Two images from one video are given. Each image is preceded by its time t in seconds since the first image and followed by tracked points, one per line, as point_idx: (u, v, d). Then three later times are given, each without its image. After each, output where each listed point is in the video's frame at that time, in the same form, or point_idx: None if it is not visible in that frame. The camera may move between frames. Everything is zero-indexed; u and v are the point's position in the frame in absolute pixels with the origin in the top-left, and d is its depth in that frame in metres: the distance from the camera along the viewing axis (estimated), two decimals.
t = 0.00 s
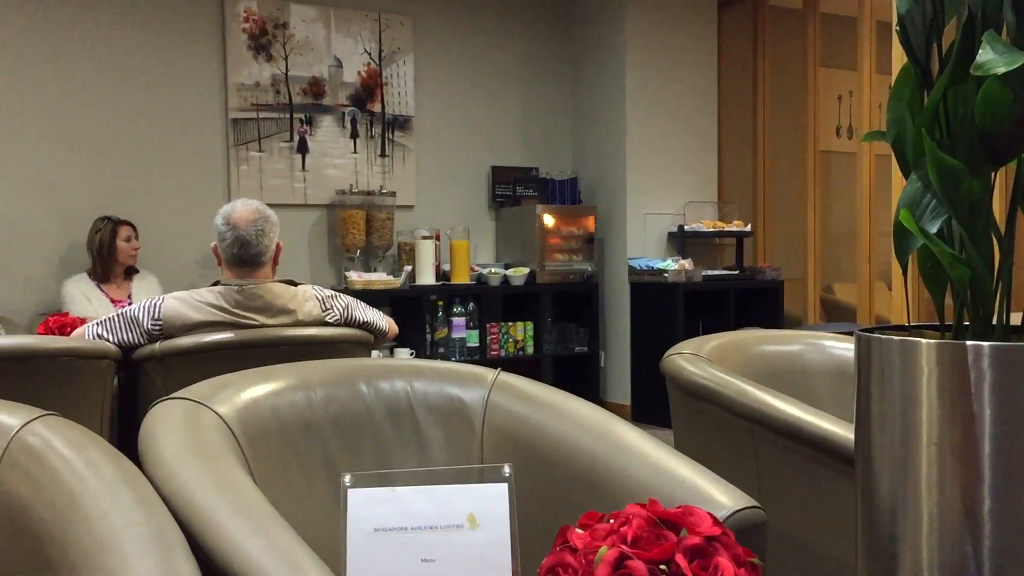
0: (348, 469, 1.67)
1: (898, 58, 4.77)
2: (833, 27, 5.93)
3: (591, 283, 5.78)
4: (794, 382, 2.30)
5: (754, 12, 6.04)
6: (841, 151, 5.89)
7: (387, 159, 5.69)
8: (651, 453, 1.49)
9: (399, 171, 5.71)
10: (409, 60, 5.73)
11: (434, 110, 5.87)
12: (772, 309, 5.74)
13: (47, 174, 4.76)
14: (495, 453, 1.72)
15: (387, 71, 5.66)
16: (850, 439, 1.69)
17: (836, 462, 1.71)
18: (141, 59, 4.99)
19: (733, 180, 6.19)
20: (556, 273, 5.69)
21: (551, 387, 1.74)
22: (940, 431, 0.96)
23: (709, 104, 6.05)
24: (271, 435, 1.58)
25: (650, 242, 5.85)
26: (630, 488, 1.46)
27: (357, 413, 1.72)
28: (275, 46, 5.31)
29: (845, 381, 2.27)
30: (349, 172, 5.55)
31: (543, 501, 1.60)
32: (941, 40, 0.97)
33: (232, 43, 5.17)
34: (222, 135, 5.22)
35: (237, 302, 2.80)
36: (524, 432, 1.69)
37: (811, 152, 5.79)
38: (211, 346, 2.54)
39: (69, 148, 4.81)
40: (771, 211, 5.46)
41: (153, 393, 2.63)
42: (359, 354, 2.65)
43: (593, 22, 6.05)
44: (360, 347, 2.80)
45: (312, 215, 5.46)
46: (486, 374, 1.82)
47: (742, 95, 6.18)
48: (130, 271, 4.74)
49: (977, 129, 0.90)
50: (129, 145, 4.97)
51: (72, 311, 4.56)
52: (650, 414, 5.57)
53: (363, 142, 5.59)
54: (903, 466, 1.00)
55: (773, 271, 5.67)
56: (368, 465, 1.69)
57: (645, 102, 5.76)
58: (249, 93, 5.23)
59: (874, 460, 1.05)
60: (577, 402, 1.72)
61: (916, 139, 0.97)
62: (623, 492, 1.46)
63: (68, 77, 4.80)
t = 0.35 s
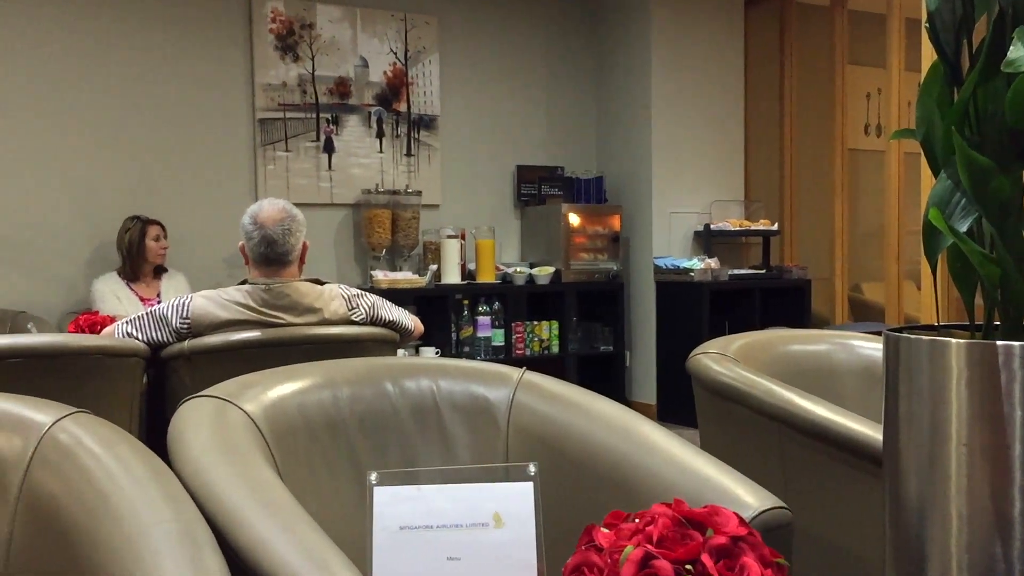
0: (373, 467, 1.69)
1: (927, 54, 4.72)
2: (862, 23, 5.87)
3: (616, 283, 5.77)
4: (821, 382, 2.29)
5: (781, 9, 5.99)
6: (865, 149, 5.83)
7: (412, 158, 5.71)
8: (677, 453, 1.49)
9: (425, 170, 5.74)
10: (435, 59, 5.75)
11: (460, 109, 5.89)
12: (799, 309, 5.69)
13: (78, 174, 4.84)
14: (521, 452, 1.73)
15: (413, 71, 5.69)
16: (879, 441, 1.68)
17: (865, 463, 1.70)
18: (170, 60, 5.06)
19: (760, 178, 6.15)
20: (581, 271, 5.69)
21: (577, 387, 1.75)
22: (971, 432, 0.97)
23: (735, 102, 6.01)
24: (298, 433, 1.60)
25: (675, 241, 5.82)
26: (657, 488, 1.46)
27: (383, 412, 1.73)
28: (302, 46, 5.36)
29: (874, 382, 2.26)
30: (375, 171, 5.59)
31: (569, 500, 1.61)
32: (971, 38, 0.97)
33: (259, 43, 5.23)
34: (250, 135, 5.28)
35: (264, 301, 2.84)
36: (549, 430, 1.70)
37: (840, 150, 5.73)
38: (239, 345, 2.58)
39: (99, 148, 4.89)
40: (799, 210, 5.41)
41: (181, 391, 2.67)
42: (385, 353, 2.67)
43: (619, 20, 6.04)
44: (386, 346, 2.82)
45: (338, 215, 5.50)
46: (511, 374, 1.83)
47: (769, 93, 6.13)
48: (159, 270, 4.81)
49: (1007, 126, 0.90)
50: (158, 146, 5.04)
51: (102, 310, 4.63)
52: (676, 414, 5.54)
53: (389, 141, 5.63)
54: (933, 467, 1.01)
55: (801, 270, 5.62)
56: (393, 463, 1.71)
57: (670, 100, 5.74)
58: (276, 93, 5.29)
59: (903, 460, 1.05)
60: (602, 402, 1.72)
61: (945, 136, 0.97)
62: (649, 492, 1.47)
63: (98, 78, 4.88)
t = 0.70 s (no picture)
0: (401, 464, 1.71)
1: (961, 51, 4.65)
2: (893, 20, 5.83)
3: (644, 281, 5.75)
4: (851, 382, 2.26)
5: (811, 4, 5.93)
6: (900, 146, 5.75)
7: (439, 156, 5.74)
8: (705, 451, 1.49)
9: (451, 170, 5.77)
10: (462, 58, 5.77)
11: (487, 108, 5.90)
12: (828, 308, 5.64)
13: (111, 174, 4.92)
14: (547, 450, 1.74)
15: (441, 69, 5.71)
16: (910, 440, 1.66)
17: (895, 463, 1.69)
18: (201, 61, 5.12)
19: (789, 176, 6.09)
20: (606, 271, 5.69)
21: (604, 385, 1.75)
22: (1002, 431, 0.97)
23: (765, 99, 5.96)
24: (327, 430, 1.62)
25: (703, 239, 5.78)
26: (684, 487, 1.46)
27: (411, 410, 1.75)
28: (330, 45, 5.40)
29: (904, 381, 2.23)
30: (402, 170, 5.62)
31: (595, 498, 1.62)
32: (1005, 33, 0.95)
33: (289, 43, 5.28)
34: (279, 134, 5.33)
35: (293, 299, 2.87)
36: (575, 429, 1.70)
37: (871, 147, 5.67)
38: (268, 343, 2.61)
39: (131, 149, 4.97)
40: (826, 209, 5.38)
41: (212, 389, 2.71)
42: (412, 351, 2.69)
43: (647, 17, 6.01)
44: (413, 344, 2.85)
45: (366, 213, 5.55)
46: (538, 372, 1.84)
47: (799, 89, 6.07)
48: (189, 269, 4.88)
49: None
50: (189, 146, 5.11)
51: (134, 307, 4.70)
52: (705, 413, 5.51)
53: (416, 141, 5.66)
54: (963, 469, 1.01)
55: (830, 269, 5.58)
56: (420, 461, 1.73)
57: (699, 97, 5.70)
58: (304, 92, 5.33)
59: (935, 461, 1.05)
60: (629, 401, 1.72)
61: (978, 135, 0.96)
62: (677, 492, 1.47)
63: (131, 80, 4.96)
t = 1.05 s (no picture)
0: (431, 462, 1.72)
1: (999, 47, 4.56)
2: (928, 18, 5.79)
3: (674, 281, 5.73)
4: (886, 384, 2.23)
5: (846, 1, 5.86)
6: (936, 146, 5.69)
7: (470, 156, 5.76)
8: (736, 452, 1.49)
9: (482, 169, 5.79)
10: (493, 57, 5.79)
11: (517, 107, 5.92)
12: (862, 309, 5.57)
13: (147, 174, 5.02)
14: (577, 450, 1.74)
15: (472, 69, 5.74)
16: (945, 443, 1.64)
17: (930, 465, 1.67)
18: (236, 62, 5.20)
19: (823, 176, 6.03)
20: (637, 270, 5.68)
21: (635, 385, 1.75)
22: None
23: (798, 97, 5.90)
24: (357, 427, 1.64)
25: (734, 239, 5.74)
26: (715, 487, 1.46)
27: (441, 409, 1.77)
28: (362, 45, 5.45)
29: (940, 383, 2.20)
30: (433, 169, 5.66)
31: (625, 498, 1.63)
32: None
33: (322, 44, 5.34)
34: (312, 134, 5.39)
35: (324, 298, 2.91)
36: (605, 429, 1.71)
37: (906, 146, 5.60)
38: (299, 341, 2.65)
39: (167, 149, 5.05)
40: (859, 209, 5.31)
41: (244, 385, 2.75)
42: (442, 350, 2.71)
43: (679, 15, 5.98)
44: (444, 343, 2.87)
45: (397, 213, 5.59)
46: (568, 372, 1.85)
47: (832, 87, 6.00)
48: (222, 268, 4.96)
49: None
50: (224, 146, 5.19)
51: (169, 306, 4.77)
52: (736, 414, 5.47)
53: (447, 141, 5.69)
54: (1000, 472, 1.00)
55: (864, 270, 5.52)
56: (450, 459, 1.74)
57: (731, 96, 5.66)
58: (336, 92, 5.39)
59: (971, 464, 1.04)
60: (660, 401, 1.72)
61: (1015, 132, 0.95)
62: (707, 492, 1.47)
63: (167, 81, 5.05)
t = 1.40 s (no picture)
0: (463, 461, 1.74)
1: None
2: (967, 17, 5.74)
3: (707, 283, 5.69)
4: (922, 387, 2.20)
5: None
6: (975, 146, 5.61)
7: (503, 156, 5.78)
8: (769, 455, 1.49)
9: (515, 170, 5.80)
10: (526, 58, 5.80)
11: (551, 107, 5.92)
12: (900, 311, 5.48)
13: (185, 174, 5.11)
14: (609, 451, 1.75)
15: (506, 69, 5.76)
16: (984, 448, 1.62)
17: (968, 471, 1.65)
18: (272, 64, 5.27)
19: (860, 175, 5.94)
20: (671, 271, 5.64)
21: (667, 387, 1.76)
22: None
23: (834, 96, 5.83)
24: (390, 426, 1.67)
25: (769, 240, 5.68)
26: (747, 490, 1.46)
27: (472, 408, 1.78)
28: (396, 46, 5.49)
29: (978, 387, 2.17)
30: (466, 170, 5.69)
31: (656, 499, 1.63)
32: None
33: (357, 45, 5.39)
34: (347, 135, 5.45)
35: (358, 298, 2.95)
36: (637, 430, 1.71)
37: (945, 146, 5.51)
38: (333, 340, 2.68)
39: (205, 150, 5.14)
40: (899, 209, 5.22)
41: (278, 383, 2.80)
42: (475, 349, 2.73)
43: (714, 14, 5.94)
44: (476, 343, 2.88)
45: (429, 213, 5.63)
46: (601, 373, 1.86)
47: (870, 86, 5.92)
48: (257, 267, 5.04)
49: None
50: (260, 147, 5.27)
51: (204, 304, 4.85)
52: (770, 417, 5.42)
53: (480, 141, 5.72)
54: None
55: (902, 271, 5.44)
56: (482, 458, 1.76)
57: (766, 95, 5.61)
58: (371, 93, 5.44)
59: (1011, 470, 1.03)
60: (693, 403, 1.72)
61: None
62: (740, 495, 1.47)
63: (205, 83, 5.13)
